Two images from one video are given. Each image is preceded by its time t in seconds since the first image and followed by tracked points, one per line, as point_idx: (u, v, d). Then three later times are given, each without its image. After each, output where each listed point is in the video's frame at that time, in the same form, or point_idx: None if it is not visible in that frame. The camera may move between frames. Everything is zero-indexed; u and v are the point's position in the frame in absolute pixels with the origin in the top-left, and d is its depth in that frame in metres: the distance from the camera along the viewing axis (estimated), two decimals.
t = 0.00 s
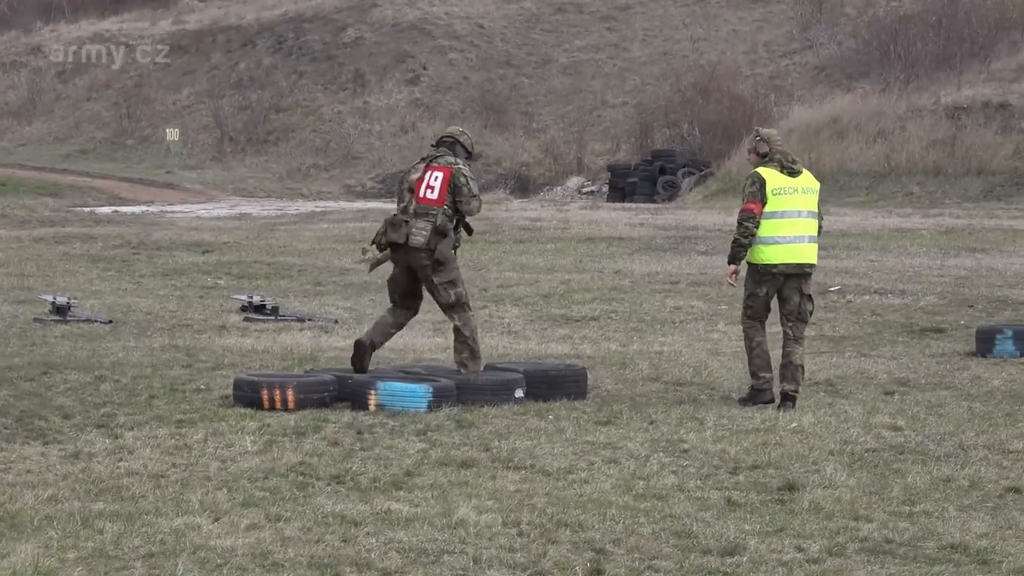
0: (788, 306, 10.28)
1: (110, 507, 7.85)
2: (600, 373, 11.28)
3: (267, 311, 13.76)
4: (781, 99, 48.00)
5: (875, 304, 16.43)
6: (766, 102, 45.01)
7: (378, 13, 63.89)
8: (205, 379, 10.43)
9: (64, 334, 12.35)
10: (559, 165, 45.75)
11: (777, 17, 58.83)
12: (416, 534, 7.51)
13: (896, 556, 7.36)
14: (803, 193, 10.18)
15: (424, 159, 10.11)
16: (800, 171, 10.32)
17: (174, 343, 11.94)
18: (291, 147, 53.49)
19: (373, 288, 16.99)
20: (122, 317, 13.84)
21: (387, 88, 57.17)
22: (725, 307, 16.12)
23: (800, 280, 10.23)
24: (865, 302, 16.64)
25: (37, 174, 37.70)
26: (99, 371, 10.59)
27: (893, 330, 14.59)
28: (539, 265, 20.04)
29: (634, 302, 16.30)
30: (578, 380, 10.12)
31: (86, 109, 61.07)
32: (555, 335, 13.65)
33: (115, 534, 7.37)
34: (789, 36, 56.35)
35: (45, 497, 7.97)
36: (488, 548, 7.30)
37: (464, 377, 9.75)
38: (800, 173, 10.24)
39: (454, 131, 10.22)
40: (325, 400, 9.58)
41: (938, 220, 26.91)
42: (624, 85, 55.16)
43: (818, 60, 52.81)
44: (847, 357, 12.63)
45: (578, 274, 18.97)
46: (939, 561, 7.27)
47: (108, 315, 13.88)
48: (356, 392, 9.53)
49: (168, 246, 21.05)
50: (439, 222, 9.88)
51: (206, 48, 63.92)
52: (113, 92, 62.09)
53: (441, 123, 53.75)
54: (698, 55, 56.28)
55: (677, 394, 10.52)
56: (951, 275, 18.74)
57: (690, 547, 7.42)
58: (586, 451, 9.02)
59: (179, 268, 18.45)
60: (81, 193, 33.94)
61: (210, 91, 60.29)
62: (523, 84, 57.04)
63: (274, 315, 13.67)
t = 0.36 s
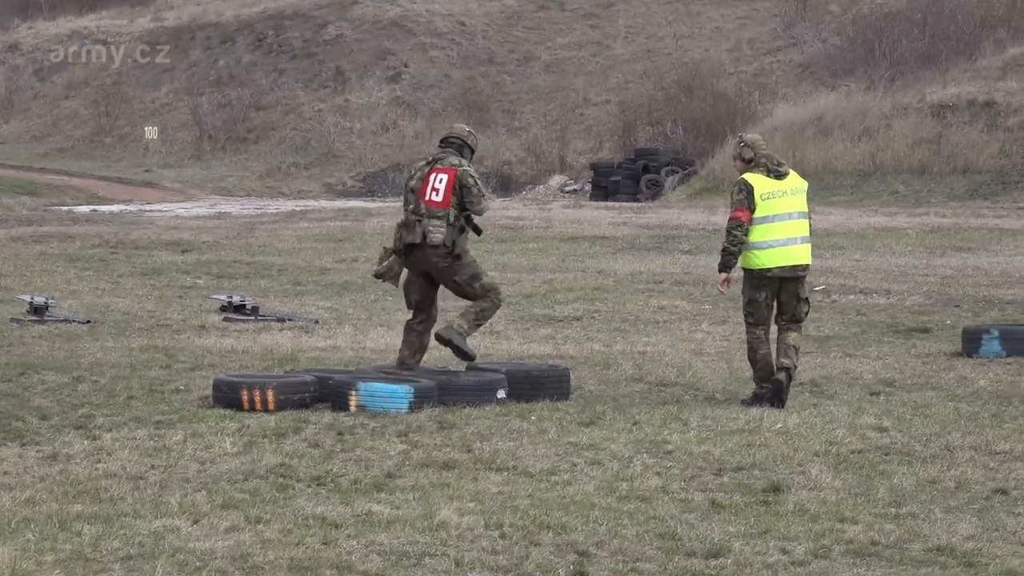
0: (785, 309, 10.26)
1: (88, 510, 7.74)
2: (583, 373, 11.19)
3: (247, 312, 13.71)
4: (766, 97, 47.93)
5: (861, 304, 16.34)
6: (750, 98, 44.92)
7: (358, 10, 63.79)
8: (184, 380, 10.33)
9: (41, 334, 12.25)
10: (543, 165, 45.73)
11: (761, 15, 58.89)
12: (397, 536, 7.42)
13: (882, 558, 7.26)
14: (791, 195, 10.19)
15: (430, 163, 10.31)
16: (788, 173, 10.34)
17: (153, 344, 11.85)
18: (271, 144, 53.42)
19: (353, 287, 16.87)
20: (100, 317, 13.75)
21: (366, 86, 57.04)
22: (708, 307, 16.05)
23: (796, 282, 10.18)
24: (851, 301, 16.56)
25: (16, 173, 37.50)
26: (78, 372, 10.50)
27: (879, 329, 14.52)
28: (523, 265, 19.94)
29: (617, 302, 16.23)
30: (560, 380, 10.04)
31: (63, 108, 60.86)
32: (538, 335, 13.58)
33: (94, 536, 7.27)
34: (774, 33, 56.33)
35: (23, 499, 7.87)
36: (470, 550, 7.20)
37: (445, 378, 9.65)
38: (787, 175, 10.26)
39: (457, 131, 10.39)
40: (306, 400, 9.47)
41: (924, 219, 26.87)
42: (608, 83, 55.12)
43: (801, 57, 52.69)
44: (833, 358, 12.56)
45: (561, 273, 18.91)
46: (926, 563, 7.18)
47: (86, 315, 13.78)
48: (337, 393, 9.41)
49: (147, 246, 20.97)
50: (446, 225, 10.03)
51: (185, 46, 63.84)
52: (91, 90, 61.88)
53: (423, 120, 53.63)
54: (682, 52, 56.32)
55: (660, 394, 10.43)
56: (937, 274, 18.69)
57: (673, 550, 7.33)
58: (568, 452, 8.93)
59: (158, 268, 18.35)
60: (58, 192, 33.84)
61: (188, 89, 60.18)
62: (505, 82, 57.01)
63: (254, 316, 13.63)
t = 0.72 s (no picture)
0: (802, 311, 9.95)
1: (55, 527, 7.32)
2: (574, 384, 10.79)
3: (224, 321, 13.18)
4: (764, 95, 47.54)
5: (864, 310, 15.97)
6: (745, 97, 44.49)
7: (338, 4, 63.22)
8: (157, 392, 9.92)
9: (7, 344, 11.82)
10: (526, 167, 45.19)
11: (759, 10, 58.58)
12: (379, 555, 7.02)
13: None
14: (807, 194, 9.82)
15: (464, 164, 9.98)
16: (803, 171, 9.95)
17: (124, 353, 11.44)
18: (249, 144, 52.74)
19: (334, 294, 16.35)
20: (69, 325, 13.34)
21: (348, 83, 56.46)
22: (705, 314, 15.63)
23: (809, 284, 9.87)
24: (854, 308, 16.18)
25: None
26: (46, 383, 10.08)
27: (884, 338, 14.15)
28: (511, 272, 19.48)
29: (608, 309, 15.86)
30: (551, 392, 9.64)
31: (32, 106, 60.21)
32: (528, 345, 13.16)
33: (62, 555, 6.86)
34: (772, 29, 56.01)
35: None
36: (456, 571, 6.80)
37: (430, 389, 9.26)
38: (803, 173, 9.87)
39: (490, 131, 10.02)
40: (284, 413, 9.05)
41: (928, 222, 26.50)
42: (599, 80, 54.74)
43: (802, 54, 52.36)
44: (835, 367, 12.18)
45: (551, 280, 18.48)
46: None
47: (54, 324, 13.37)
48: (317, 406, 9.01)
49: (118, 251, 20.54)
50: (478, 227, 9.67)
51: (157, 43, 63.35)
52: (60, 88, 61.20)
53: (406, 117, 52.97)
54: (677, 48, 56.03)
55: (656, 407, 10.02)
56: (942, 280, 18.31)
57: (669, 569, 6.93)
58: (559, 466, 8.53)
59: (130, 274, 17.93)
60: (25, 195, 33.38)
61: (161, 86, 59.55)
62: (492, 79, 56.58)
63: (231, 324, 13.11)
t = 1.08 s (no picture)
0: (817, 320, 9.69)
1: (14, 551, 6.89)
2: (559, 401, 10.39)
3: (191, 334, 12.87)
4: (759, 98, 47.17)
5: (863, 322, 15.59)
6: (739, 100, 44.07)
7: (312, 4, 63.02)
8: (122, 409, 9.50)
9: None
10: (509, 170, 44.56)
11: (753, 9, 58.32)
12: None
13: None
14: (833, 199, 9.58)
15: (508, 179, 10.19)
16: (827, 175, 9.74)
17: (88, 368, 11.02)
18: (219, 149, 51.93)
19: (308, 305, 15.92)
20: (30, 339, 12.93)
21: (323, 85, 55.93)
22: (697, 327, 15.21)
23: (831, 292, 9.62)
24: (852, 321, 15.76)
25: None
26: (3, 401, 9.67)
27: (883, 352, 13.75)
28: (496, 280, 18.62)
29: (597, 322, 15.41)
30: (536, 409, 9.25)
31: None
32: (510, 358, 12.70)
33: None
34: (768, 28, 55.71)
35: None
36: None
37: (409, 405, 8.87)
38: (829, 177, 9.65)
39: (525, 146, 10.28)
40: (255, 431, 8.64)
41: (929, 231, 26.07)
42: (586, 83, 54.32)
43: (799, 54, 52.05)
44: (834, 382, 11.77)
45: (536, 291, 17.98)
46: None
47: (13, 337, 12.96)
48: (290, 423, 8.58)
49: (82, 261, 20.06)
50: (527, 241, 9.97)
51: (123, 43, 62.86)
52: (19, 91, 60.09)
53: (384, 122, 52.10)
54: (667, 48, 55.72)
55: (645, 424, 9.62)
56: (943, 291, 17.90)
57: None
58: (542, 486, 8.14)
59: (92, 285, 17.42)
60: None
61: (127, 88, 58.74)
62: (474, 80, 56.14)
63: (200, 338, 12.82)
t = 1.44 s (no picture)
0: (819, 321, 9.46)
1: None
2: (531, 406, 10.01)
3: (143, 336, 12.47)
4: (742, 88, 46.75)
5: (850, 325, 15.22)
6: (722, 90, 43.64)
7: None
8: (71, 415, 9.08)
9: None
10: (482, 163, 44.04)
11: None
12: None
13: None
14: (825, 196, 9.34)
15: (526, 184, 9.78)
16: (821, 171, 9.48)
17: (36, 372, 10.56)
18: (173, 142, 51.15)
19: (267, 306, 15.46)
20: None
21: (283, 75, 55.42)
22: (674, 330, 14.84)
23: (824, 293, 9.38)
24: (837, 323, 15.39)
25: None
26: None
27: (871, 355, 13.39)
28: (463, 279, 18.04)
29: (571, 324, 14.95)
30: (506, 414, 8.87)
31: None
32: (480, 360, 12.28)
33: None
34: (749, 15, 55.28)
35: None
36: None
37: (373, 410, 8.47)
38: (822, 173, 9.41)
39: (539, 154, 9.91)
40: (211, 438, 8.25)
41: (918, 228, 25.65)
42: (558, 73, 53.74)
43: (783, 42, 51.61)
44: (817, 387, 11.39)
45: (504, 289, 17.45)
46: None
47: None
48: (247, 430, 8.19)
49: (29, 259, 19.45)
50: (550, 247, 9.62)
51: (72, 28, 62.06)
52: None
53: (348, 115, 51.29)
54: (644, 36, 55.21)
55: (620, 430, 9.22)
56: (932, 291, 17.53)
57: None
58: (512, 496, 7.75)
59: (39, 284, 16.80)
60: None
61: (76, 78, 57.92)
62: (440, 71, 55.61)
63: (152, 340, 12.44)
